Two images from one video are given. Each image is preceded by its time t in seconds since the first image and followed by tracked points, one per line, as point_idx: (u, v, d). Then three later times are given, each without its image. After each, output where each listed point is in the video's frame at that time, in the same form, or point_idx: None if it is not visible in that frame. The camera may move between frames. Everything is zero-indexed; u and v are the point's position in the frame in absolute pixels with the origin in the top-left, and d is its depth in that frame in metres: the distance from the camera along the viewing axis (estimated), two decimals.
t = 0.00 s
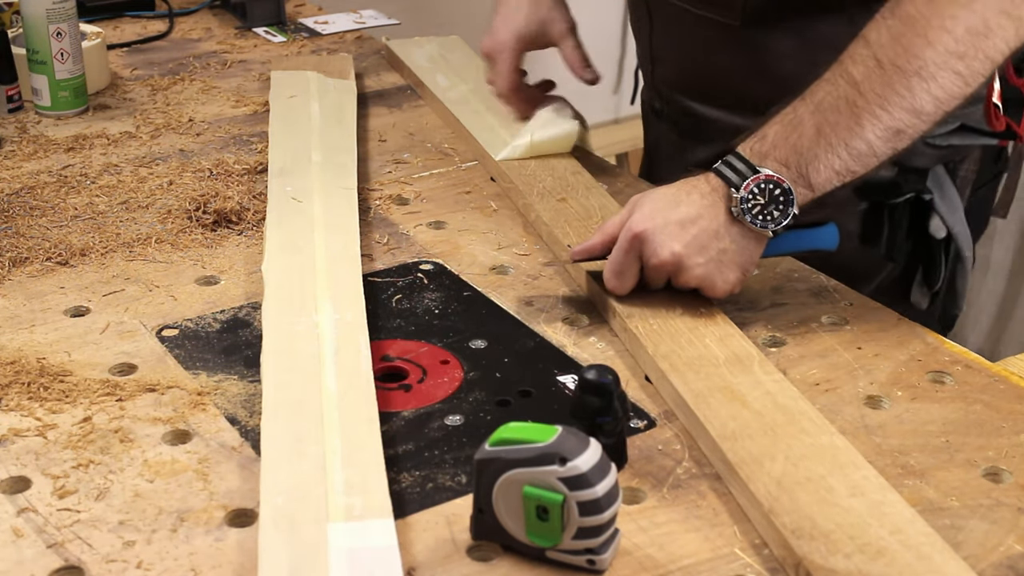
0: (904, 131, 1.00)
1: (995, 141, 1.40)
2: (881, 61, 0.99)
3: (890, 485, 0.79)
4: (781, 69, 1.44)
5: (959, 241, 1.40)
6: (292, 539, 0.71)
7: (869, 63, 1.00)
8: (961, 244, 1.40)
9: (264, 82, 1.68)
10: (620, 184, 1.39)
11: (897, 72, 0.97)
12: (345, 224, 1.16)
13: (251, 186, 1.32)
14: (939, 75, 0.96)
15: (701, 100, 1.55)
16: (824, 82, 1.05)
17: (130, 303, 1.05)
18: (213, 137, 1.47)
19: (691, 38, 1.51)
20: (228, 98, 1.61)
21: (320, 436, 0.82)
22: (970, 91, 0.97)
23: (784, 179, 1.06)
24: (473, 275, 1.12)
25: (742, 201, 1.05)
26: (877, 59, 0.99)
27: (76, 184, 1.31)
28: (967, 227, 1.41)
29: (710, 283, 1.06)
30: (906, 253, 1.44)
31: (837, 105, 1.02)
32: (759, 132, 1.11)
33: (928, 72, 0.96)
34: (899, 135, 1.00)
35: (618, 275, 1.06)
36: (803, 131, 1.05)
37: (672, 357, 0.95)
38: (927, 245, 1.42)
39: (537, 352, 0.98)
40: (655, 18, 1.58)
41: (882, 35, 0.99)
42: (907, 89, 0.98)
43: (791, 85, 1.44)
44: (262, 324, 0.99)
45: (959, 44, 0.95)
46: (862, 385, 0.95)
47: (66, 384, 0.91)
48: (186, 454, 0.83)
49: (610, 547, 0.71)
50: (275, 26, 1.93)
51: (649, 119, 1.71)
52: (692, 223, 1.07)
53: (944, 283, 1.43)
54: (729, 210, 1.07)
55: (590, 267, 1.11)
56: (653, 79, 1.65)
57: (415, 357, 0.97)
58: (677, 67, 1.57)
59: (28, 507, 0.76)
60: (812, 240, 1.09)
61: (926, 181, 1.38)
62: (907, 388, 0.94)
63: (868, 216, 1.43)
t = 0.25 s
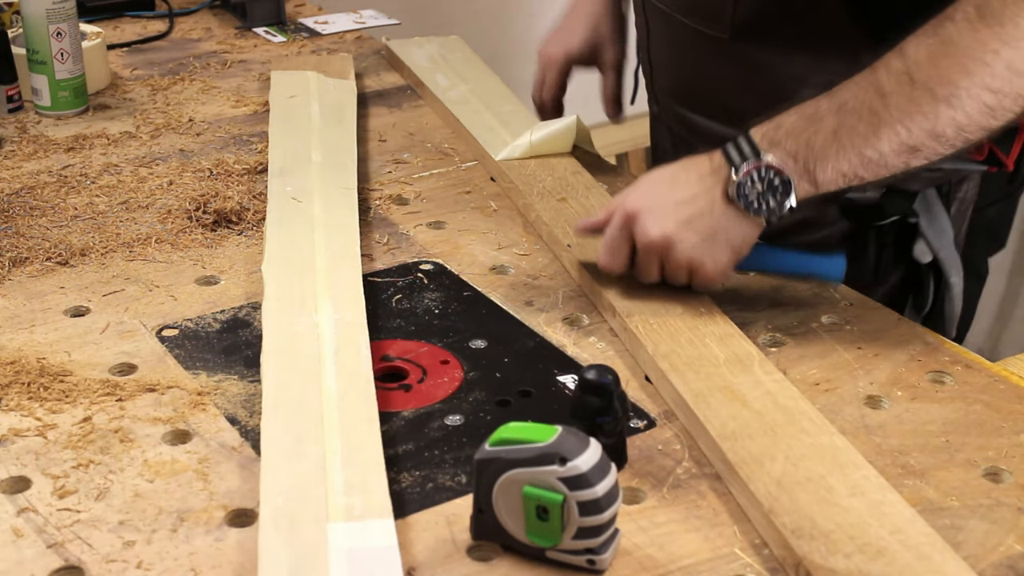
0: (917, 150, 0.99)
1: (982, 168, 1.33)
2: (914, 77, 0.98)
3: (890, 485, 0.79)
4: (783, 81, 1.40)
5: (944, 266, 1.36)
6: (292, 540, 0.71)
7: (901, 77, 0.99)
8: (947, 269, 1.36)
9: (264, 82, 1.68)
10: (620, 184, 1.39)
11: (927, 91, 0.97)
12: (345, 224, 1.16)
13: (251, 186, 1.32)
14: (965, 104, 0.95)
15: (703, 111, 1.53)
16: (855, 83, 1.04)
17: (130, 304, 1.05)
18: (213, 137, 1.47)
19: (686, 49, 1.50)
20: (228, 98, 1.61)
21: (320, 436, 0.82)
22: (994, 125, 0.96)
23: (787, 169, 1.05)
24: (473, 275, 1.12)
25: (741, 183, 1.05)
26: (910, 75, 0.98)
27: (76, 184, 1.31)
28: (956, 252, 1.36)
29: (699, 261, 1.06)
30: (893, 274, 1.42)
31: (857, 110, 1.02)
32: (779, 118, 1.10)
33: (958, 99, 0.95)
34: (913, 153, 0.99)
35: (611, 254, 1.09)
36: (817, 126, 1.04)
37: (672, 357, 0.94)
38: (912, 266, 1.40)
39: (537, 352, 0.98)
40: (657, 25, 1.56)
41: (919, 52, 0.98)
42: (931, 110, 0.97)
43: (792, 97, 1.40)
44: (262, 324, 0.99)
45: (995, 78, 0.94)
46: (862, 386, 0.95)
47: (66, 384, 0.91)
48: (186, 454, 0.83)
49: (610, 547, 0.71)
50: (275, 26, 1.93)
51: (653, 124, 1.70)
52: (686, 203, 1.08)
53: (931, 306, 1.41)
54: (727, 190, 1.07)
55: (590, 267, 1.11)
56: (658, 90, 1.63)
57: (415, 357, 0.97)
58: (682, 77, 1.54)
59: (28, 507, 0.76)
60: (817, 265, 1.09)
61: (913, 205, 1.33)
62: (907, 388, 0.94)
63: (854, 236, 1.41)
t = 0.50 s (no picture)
0: (896, 168, 0.99)
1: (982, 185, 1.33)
2: (888, 96, 0.98)
3: (890, 485, 0.79)
4: (786, 84, 1.40)
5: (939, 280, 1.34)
6: (292, 540, 0.71)
7: (876, 96, 0.99)
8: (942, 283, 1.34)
9: (264, 82, 1.68)
10: (619, 184, 1.39)
11: (902, 109, 0.97)
12: (345, 224, 1.16)
13: (251, 186, 1.32)
14: (944, 121, 0.95)
15: (708, 116, 1.53)
16: (838, 108, 1.05)
17: (130, 304, 1.05)
18: (213, 137, 1.47)
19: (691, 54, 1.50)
20: (228, 98, 1.61)
21: (320, 436, 0.82)
22: (975, 143, 0.95)
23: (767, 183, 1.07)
24: (473, 275, 1.12)
25: (715, 188, 1.06)
26: (885, 94, 0.99)
27: (76, 184, 1.31)
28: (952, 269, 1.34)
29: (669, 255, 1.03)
30: (890, 287, 1.39)
31: (834, 129, 1.03)
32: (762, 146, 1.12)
33: (935, 116, 0.95)
34: (892, 173, 0.99)
35: (589, 275, 1.06)
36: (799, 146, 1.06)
37: (672, 357, 0.95)
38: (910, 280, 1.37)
39: (537, 352, 0.98)
40: (661, 26, 1.55)
41: (896, 72, 0.98)
42: (908, 128, 0.97)
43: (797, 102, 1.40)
44: (262, 324, 0.99)
45: (971, 94, 0.93)
46: (862, 385, 0.95)
47: (66, 383, 0.91)
48: (187, 454, 0.83)
49: (610, 547, 0.71)
50: (275, 26, 1.93)
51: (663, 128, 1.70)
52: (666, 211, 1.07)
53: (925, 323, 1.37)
54: (701, 200, 1.08)
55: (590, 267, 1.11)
56: (663, 93, 1.63)
57: (415, 357, 0.97)
58: (686, 78, 1.54)
59: (28, 507, 0.76)
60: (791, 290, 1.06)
61: (910, 217, 1.35)
62: (907, 388, 0.94)
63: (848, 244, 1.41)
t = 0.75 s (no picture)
0: (917, 149, 1.01)
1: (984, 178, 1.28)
2: (914, 82, 1.01)
3: (890, 485, 0.79)
4: (795, 77, 1.40)
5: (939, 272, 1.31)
6: (292, 540, 0.71)
7: (902, 81, 1.02)
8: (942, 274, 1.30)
9: (264, 82, 1.68)
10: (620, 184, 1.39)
11: (926, 94, 0.99)
12: (345, 224, 1.16)
13: (251, 186, 1.32)
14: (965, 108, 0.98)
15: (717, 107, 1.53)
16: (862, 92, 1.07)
17: (130, 304, 1.05)
18: (213, 137, 1.47)
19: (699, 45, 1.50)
20: (228, 98, 1.61)
21: (320, 436, 0.82)
22: (995, 129, 0.98)
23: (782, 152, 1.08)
24: (473, 275, 1.12)
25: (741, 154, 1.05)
26: (911, 80, 1.01)
27: (76, 184, 1.31)
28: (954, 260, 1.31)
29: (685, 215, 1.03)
30: (891, 280, 1.39)
31: (858, 110, 1.05)
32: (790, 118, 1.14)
33: (958, 102, 0.98)
34: (913, 153, 1.01)
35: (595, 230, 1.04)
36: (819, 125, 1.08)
37: (672, 357, 0.94)
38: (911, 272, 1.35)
39: (537, 352, 0.98)
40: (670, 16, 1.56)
41: (921, 58, 1.01)
42: (931, 113, 0.99)
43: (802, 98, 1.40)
44: (262, 324, 0.99)
45: (994, 83, 0.96)
46: (862, 386, 0.95)
47: (66, 384, 0.91)
48: (187, 454, 0.83)
49: (610, 547, 0.71)
50: (275, 26, 1.93)
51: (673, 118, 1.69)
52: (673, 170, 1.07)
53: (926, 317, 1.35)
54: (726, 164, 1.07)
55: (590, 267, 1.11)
56: (673, 81, 1.62)
57: (415, 357, 0.97)
58: (696, 67, 1.54)
59: (28, 507, 0.76)
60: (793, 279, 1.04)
61: (913, 208, 1.33)
62: (907, 388, 0.94)
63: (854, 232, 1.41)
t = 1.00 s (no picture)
0: (944, 83, 1.26)
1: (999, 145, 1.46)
2: (946, 22, 1.24)
3: (890, 485, 0.79)
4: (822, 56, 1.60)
5: (961, 235, 1.57)
6: (292, 540, 0.71)
7: (935, 20, 1.25)
8: (965, 238, 1.57)
9: (264, 82, 1.68)
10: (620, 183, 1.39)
11: (956, 37, 1.23)
12: (345, 224, 1.16)
13: (251, 186, 1.32)
14: (990, 47, 1.20)
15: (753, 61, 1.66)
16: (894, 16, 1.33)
17: (130, 304, 1.05)
18: (212, 137, 1.47)
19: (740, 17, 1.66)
20: (228, 98, 1.61)
21: (321, 436, 0.82)
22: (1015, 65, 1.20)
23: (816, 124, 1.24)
24: (473, 275, 1.12)
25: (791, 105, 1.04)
26: (943, 19, 1.24)
27: (76, 184, 1.31)
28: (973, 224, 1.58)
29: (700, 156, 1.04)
30: (921, 251, 1.59)
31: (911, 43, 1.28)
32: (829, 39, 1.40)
33: (981, 47, 1.21)
34: (941, 86, 1.27)
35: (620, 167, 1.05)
36: (863, 50, 1.34)
37: (672, 357, 0.94)
38: (934, 242, 1.59)
39: (537, 352, 0.97)
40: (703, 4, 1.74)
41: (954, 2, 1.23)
42: (957, 55, 1.23)
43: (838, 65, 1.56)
44: (262, 324, 0.99)
45: (1016, 29, 1.17)
46: (862, 385, 0.95)
47: (66, 383, 0.91)
48: (186, 454, 0.83)
49: (610, 547, 0.71)
50: (275, 26, 1.93)
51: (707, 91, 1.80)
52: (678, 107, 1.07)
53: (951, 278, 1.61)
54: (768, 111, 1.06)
55: (590, 266, 1.11)
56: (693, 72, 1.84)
57: (415, 357, 0.97)
58: (723, 49, 1.71)
59: (28, 507, 0.76)
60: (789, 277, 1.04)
61: (935, 181, 1.53)
62: (908, 388, 0.94)
63: (877, 210, 1.56)
